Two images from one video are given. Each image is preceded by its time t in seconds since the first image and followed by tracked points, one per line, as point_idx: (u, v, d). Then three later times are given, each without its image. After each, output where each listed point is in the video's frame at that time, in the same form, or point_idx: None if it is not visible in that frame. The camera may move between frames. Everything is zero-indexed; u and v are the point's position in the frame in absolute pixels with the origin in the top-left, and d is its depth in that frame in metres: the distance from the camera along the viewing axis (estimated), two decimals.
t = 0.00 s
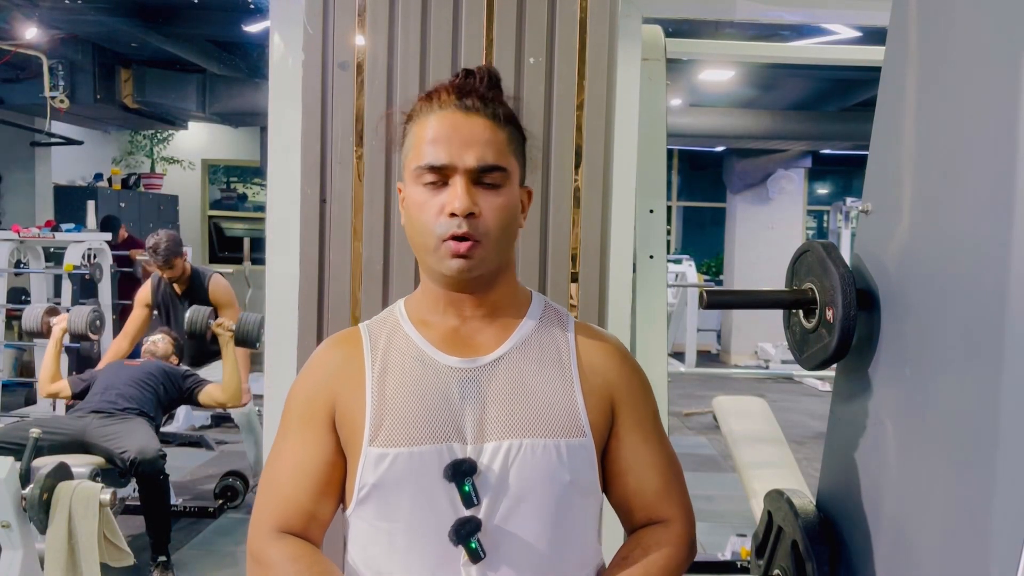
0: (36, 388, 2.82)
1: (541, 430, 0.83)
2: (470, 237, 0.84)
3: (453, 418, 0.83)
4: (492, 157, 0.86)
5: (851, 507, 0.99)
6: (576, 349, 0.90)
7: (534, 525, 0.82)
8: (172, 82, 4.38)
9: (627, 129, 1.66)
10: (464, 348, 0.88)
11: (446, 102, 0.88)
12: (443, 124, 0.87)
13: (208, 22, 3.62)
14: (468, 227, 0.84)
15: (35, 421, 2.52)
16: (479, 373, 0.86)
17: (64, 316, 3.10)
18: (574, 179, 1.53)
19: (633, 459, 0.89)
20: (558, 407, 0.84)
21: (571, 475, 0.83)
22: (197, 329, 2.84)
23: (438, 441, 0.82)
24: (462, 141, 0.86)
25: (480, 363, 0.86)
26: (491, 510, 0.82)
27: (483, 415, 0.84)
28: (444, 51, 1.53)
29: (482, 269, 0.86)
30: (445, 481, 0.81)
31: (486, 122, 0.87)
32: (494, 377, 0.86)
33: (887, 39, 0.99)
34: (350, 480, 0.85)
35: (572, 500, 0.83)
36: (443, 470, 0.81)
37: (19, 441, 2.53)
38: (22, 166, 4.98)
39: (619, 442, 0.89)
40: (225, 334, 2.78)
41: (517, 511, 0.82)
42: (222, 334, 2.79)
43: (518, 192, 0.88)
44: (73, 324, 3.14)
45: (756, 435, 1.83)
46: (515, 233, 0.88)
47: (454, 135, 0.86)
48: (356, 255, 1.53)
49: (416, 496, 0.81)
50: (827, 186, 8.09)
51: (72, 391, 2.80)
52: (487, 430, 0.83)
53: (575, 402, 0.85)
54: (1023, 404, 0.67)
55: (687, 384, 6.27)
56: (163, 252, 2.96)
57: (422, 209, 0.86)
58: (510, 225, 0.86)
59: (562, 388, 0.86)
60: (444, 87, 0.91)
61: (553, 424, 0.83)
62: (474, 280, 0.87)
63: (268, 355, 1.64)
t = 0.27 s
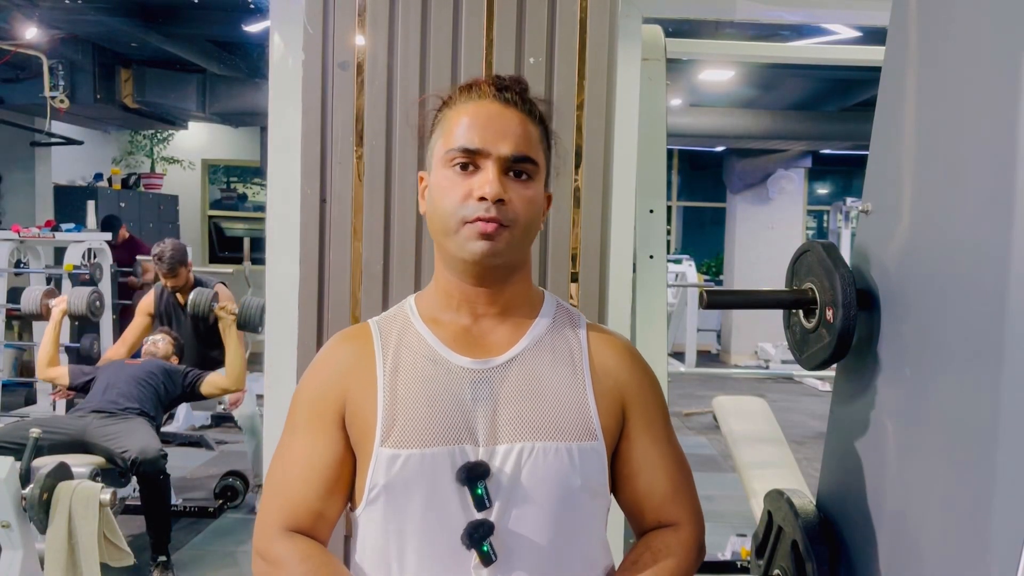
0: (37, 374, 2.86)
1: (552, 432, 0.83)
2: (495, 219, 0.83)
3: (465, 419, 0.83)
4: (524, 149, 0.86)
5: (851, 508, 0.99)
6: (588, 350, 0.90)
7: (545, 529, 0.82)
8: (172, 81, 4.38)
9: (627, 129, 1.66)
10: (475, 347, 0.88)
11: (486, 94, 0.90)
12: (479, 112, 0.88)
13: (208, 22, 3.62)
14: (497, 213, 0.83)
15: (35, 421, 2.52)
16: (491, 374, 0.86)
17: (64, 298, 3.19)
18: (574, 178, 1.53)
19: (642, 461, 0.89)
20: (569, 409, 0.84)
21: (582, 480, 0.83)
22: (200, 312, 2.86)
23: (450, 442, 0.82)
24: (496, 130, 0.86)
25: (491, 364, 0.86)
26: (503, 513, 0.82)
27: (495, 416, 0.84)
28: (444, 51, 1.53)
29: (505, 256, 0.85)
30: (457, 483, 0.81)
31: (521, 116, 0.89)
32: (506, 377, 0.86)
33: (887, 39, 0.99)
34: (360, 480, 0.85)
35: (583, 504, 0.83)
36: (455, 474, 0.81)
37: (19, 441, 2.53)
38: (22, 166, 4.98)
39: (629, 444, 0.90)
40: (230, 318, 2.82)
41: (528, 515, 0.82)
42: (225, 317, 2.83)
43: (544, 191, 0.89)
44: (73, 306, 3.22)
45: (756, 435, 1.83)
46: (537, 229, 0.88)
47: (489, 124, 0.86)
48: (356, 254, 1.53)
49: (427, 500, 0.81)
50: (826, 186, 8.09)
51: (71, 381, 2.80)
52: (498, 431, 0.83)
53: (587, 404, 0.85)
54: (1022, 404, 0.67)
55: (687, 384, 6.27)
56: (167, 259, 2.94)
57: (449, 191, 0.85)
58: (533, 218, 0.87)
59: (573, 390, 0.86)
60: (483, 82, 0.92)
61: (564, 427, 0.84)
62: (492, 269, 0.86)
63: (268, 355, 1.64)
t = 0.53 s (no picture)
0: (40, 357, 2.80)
1: (556, 434, 0.83)
2: (507, 220, 0.83)
3: (470, 420, 0.83)
4: (539, 151, 0.87)
5: (850, 507, 0.99)
6: (593, 352, 0.90)
7: (547, 530, 0.82)
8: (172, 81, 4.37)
9: (627, 129, 1.66)
10: (481, 348, 0.88)
11: (503, 94, 0.90)
12: (496, 112, 0.88)
13: (208, 22, 3.62)
14: (509, 215, 0.83)
15: (35, 421, 2.52)
16: (496, 375, 0.86)
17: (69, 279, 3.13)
18: (574, 178, 1.53)
19: (643, 464, 0.89)
20: (574, 411, 0.84)
21: (585, 482, 0.83)
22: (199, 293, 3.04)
23: (455, 443, 0.82)
24: (512, 130, 0.86)
25: (497, 365, 0.86)
26: (506, 513, 0.82)
27: (500, 416, 0.84)
28: (444, 51, 1.53)
29: (515, 256, 0.85)
30: (461, 484, 0.81)
31: (537, 117, 0.89)
32: (511, 379, 0.86)
33: (886, 39, 0.99)
34: (362, 479, 0.85)
35: (585, 506, 0.83)
36: (459, 474, 0.81)
37: (19, 441, 2.53)
38: (22, 166, 4.97)
39: (631, 447, 0.90)
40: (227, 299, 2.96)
41: (531, 516, 0.82)
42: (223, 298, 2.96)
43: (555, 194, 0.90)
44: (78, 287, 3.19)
45: (756, 435, 1.83)
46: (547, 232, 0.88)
47: (505, 124, 0.87)
48: (356, 254, 1.53)
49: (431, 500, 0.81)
50: (826, 185, 8.07)
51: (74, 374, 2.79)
52: (503, 433, 0.83)
53: (592, 406, 0.85)
54: (1022, 404, 0.67)
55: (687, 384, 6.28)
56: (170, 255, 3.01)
57: (462, 189, 0.86)
58: (544, 219, 0.87)
59: (578, 391, 0.86)
60: (500, 81, 0.92)
61: (569, 429, 0.83)
62: (501, 269, 0.87)
63: (268, 354, 1.64)
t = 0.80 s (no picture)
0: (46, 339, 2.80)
1: (555, 434, 0.83)
2: (505, 215, 0.84)
3: (468, 420, 0.83)
4: (534, 148, 0.88)
5: (850, 508, 0.99)
6: (591, 353, 0.90)
7: (544, 531, 0.82)
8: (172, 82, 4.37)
9: (627, 129, 1.66)
10: (480, 348, 0.88)
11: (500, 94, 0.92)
12: (493, 110, 0.89)
13: (208, 22, 3.62)
14: (507, 197, 0.84)
15: (35, 421, 2.52)
16: (495, 375, 0.86)
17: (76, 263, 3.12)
18: (574, 178, 1.53)
19: (641, 465, 0.89)
20: (572, 412, 0.84)
21: (583, 484, 0.83)
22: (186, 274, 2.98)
23: (453, 444, 0.82)
24: (508, 128, 0.88)
25: (495, 365, 0.86)
26: (503, 515, 0.82)
27: (498, 417, 0.84)
28: (444, 51, 1.53)
29: (517, 242, 0.85)
30: (459, 485, 0.81)
31: (533, 116, 0.90)
32: (509, 379, 0.86)
33: (887, 40, 0.99)
34: (360, 479, 0.85)
35: (583, 508, 0.83)
36: (457, 477, 0.81)
37: (19, 441, 2.53)
38: (22, 166, 4.97)
39: (629, 448, 0.90)
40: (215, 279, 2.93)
41: (529, 518, 0.82)
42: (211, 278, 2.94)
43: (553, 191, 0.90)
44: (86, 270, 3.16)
45: (756, 435, 1.83)
46: (545, 229, 0.89)
47: (502, 122, 0.88)
48: (356, 254, 1.53)
49: (429, 501, 0.81)
50: (826, 185, 8.07)
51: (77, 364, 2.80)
52: (501, 433, 0.83)
53: (590, 407, 0.85)
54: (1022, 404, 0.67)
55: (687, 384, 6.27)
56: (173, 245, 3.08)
57: (460, 185, 0.86)
58: (542, 216, 0.87)
59: (577, 392, 0.86)
60: (496, 83, 0.94)
61: (566, 430, 0.83)
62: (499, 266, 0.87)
63: (268, 354, 1.64)
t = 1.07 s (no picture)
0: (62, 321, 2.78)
1: (550, 432, 0.83)
2: (500, 216, 0.84)
3: (463, 419, 0.83)
4: (530, 147, 0.87)
5: (850, 508, 0.99)
6: (586, 351, 0.90)
7: (541, 527, 0.82)
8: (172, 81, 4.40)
9: (626, 129, 1.66)
10: (475, 347, 0.88)
11: (496, 94, 0.91)
12: (489, 110, 0.89)
13: (208, 22, 3.62)
14: (501, 210, 0.84)
15: (35, 421, 2.51)
16: (490, 374, 0.86)
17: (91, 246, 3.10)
18: (574, 179, 1.53)
19: (637, 463, 0.89)
20: (567, 410, 0.85)
21: (578, 480, 0.83)
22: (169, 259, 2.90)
23: (448, 442, 0.82)
24: (504, 128, 0.87)
25: (491, 363, 0.86)
26: (499, 512, 0.82)
27: (493, 415, 0.84)
28: (444, 51, 1.53)
29: (510, 253, 0.86)
30: (454, 482, 0.81)
31: (529, 116, 0.89)
32: (504, 378, 0.86)
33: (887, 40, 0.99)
34: (356, 477, 0.85)
35: (579, 505, 0.83)
36: (453, 472, 0.81)
37: (19, 441, 2.53)
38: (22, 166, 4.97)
39: (624, 446, 0.90)
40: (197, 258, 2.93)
41: (524, 515, 0.82)
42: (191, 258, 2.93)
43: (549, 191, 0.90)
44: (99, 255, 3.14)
45: (756, 435, 1.83)
46: (541, 228, 0.89)
47: (498, 122, 0.87)
48: (356, 254, 1.53)
49: (424, 498, 0.81)
50: (827, 186, 8.08)
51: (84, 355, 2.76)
52: (496, 431, 0.84)
53: (585, 404, 0.86)
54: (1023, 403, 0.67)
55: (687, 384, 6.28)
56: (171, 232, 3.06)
57: (456, 186, 0.86)
58: (538, 216, 0.87)
59: (572, 390, 0.86)
60: (493, 82, 0.93)
61: (561, 428, 0.84)
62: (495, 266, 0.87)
63: (268, 354, 1.64)
